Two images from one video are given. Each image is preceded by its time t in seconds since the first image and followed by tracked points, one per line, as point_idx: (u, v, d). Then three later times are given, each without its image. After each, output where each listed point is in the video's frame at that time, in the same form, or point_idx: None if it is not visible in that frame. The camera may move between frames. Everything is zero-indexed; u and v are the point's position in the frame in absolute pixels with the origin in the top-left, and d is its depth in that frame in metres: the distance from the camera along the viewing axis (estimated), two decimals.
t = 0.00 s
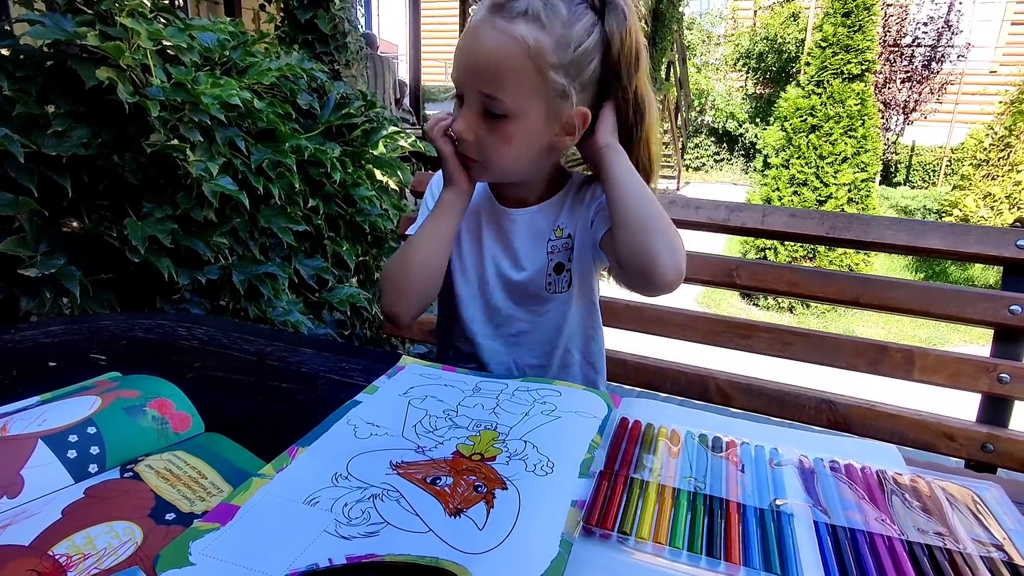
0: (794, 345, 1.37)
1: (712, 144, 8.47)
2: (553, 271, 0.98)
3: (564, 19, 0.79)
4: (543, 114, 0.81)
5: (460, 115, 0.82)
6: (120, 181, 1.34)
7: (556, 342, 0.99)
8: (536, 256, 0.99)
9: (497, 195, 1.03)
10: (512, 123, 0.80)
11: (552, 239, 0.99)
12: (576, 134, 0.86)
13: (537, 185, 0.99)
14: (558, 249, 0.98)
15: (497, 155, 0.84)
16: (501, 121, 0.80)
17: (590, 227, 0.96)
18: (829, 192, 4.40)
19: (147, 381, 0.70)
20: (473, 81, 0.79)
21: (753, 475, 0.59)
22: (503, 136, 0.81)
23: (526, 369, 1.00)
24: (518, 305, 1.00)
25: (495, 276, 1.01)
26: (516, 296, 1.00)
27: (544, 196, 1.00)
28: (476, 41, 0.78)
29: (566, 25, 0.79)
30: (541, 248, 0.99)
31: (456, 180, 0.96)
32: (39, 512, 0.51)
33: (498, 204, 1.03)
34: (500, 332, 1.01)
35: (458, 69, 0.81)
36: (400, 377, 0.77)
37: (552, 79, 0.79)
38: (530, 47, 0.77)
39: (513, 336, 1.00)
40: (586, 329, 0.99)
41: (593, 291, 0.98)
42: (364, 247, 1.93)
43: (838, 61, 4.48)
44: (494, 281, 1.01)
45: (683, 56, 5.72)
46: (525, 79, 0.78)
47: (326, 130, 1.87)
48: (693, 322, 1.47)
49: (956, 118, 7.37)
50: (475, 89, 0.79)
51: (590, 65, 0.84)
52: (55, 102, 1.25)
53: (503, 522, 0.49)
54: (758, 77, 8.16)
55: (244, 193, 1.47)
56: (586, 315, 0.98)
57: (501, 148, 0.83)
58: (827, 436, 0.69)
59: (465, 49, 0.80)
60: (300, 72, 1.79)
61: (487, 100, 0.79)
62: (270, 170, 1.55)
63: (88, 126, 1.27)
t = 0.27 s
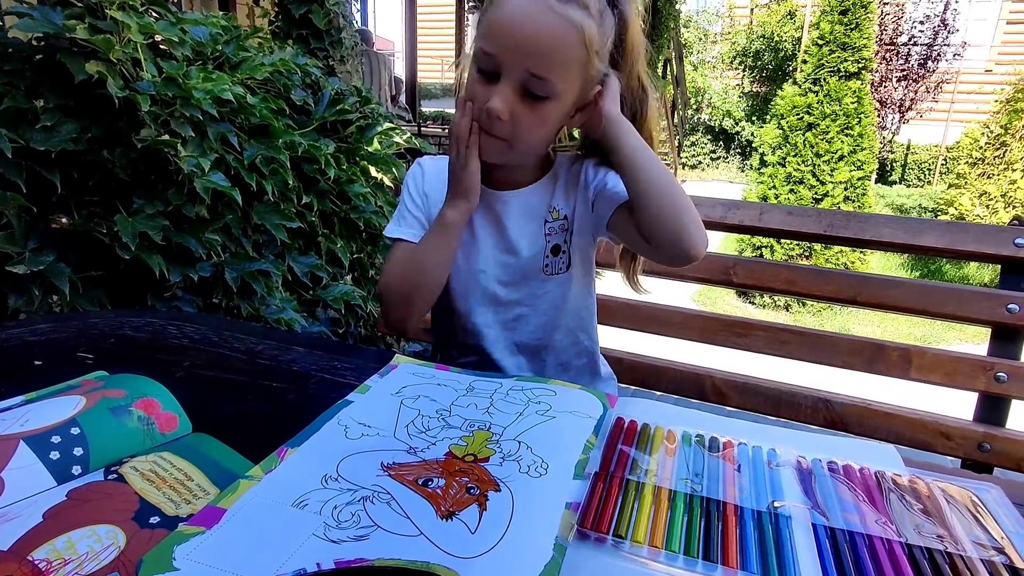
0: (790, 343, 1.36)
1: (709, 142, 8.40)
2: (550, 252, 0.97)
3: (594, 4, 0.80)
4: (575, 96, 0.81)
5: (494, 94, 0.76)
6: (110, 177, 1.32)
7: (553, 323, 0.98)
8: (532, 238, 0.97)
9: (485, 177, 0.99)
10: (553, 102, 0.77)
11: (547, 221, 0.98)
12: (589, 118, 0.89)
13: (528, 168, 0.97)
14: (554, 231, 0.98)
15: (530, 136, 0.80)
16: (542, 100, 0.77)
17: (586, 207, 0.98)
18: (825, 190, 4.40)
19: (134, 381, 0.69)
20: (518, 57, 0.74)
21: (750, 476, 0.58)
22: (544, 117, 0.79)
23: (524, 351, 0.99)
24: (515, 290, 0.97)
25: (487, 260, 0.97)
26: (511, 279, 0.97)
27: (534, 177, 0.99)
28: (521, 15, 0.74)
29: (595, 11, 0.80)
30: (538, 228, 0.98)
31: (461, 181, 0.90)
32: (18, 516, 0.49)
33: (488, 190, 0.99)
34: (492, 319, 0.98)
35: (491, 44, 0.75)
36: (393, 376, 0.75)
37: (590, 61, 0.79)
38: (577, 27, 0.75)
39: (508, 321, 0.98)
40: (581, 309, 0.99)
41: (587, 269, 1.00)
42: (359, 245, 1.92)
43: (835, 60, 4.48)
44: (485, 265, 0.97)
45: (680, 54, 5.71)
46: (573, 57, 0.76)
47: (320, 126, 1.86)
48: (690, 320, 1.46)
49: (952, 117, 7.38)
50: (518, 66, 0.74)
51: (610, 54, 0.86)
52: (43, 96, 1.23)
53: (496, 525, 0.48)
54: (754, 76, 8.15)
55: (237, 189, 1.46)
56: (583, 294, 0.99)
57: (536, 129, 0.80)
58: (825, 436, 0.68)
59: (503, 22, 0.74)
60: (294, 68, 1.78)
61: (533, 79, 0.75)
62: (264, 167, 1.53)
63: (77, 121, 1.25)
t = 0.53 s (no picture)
0: (786, 342, 1.36)
1: (705, 142, 8.40)
2: (558, 287, 0.98)
3: (573, 41, 0.85)
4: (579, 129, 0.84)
5: (512, 146, 0.78)
6: (105, 175, 1.32)
7: (561, 357, 0.99)
8: (541, 274, 0.98)
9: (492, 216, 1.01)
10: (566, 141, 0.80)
11: (555, 257, 0.99)
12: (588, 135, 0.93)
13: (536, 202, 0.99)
14: (561, 267, 0.99)
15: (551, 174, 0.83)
16: (557, 142, 0.79)
17: (595, 246, 1.00)
18: (820, 190, 4.42)
19: (131, 379, 0.69)
20: (529, 108, 0.76)
21: (745, 473, 0.58)
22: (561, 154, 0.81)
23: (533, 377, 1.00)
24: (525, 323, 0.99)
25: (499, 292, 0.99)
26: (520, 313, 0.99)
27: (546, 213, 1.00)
28: (520, 71, 0.76)
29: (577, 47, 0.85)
30: (546, 264, 0.99)
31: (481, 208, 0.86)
32: (16, 513, 0.49)
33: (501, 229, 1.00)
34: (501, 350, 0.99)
35: (499, 105, 0.77)
36: (390, 374, 0.76)
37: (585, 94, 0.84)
38: (570, 66, 0.79)
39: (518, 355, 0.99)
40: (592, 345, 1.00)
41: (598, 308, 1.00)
42: (355, 243, 1.92)
43: (830, 59, 4.49)
44: (496, 299, 0.99)
45: (676, 53, 5.72)
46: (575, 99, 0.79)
47: (317, 124, 1.86)
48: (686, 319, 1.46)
49: (947, 117, 7.40)
50: (531, 116, 0.77)
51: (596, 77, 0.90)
52: (39, 94, 1.23)
53: (493, 521, 0.49)
54: (750, 75, 8.17)
55: (233, 188, 1.45)
56: (592, 331, 0.99)
57: (555, 167, 0.82)
58: (820, 433, 0.69)
59: (505, 79, 0.77)
60: (290, 66, 1.77)
61: (548, 124, 0.77)
62: (260, 165, 1.53)
63: (73, 119, 1.25)
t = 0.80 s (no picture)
0: (780, 342, 1.36)
1: (700, 141, 8.38)
2: (549, 296, 1.00)
3: (579, 45, 0.92)
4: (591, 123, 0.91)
5: (539, 136, 0.83)
6: (99, 174, 1.31)
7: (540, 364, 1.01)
8: (537, 279, 1.00)
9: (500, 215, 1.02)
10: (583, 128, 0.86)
11: (554, 266, 1.00)
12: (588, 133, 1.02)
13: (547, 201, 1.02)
14: (557, 277, 1.00)
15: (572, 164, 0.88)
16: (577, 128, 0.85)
17: (593, 266, 1.01)
18: (815, 190, 4.44)
19: (124, 379, 0.69)
20: (554, 100, 0.82)
21: (738, 472, 0.59)
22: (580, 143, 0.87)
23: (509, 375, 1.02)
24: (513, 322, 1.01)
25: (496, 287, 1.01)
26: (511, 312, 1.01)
27: (558, 219, 1.02)
28: (541, 66, 0.83)
29: (584, 51, 0.92)
30: (544, 270, 1.00)
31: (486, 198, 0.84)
32: (10, 513, 0.49)
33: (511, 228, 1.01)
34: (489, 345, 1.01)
35: (524, 96, 0.82)
36: (385, 374, 0.76)
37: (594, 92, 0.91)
38: (583, 64, 0.86)
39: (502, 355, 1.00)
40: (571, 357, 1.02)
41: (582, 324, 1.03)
42: (350, 243, 1.92)
43: (824, 60, 4.50)
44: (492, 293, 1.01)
45: (671, 53, 5.73)
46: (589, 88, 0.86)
47: (312, 124, 1.85)
48: (681, 319, 1.47)
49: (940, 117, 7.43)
50: (557, 106, 0.82)
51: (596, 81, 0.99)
52: (32, 94, 1.22)
53: (488, 521, 0.49)
54: (745, 75, 8.19)
55: (227, 187, 1.45)
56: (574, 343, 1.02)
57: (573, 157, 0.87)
58: (812, 432, 0.69)
59: (527, 75, 0.83)
60: (285, 65, 1.77)
61: (573, 113, 0.83)
62: (254, 165, 1.53)
63: (66, 119, 1.25)
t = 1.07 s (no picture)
0: (775, 341, 1.37)
1: (696, 141, 8.42)
2: (557, 300, 1.00)
3: (595, 40, 0.93)
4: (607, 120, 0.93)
5: (560, 134, 0.84)
6: (93, 175, 1.31)
7: (545, 366, 1.01)
8: (546, 282, 1.00)
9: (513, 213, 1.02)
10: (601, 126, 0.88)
11: (563, 270, 1.00)
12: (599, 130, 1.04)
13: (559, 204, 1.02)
14: (566, 281, 1.01)
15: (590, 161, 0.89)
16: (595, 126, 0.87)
17: (603, 270, 1.01)
18: (810, 189, 4.45)
19: (119, 381, 0.69)
20: (575, 97, 0.83)
21: (733, 473, 0.59)
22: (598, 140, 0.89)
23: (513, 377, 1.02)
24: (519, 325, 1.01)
25: (505, 288, 1.01)
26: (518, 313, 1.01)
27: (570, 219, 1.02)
28: (563, 64, 0.84)
29: (600, 47, 0.93)
30: (553, 274, 1.00)
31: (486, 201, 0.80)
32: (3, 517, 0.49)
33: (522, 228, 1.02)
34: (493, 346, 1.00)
35: (546, 95, 0.84)
36: (381, 376, 0.76)
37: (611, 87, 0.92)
38: (602, 61, 0.87)
39: (508, 356, 1.00)
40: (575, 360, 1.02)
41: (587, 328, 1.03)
42: (346, 243, 1.91)
43: (819, 60, 4.51)
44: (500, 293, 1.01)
45: (666, 53, 5.74)
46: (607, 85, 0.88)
47: (307, 124, 1.85)
48: (677, 319, 1.47)
49: (934, 117, 7.46)
50: (577, 103, 0.83)
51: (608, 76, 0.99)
52: (25, 93, 1.22)
53: (484, 523, 0.49)
54: (740, 75, 8.20)
55: (222, 188, 1.45)
56: (578, 346, 1.03)
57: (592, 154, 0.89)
58: (807, 432, 0.70)
59: (549, 74, 0.84)
60: (280, 65, 1.76)
61: (593, 110, 0.85)
62: (250, 165, 1.53)
63: (60, 119, 1.24)
